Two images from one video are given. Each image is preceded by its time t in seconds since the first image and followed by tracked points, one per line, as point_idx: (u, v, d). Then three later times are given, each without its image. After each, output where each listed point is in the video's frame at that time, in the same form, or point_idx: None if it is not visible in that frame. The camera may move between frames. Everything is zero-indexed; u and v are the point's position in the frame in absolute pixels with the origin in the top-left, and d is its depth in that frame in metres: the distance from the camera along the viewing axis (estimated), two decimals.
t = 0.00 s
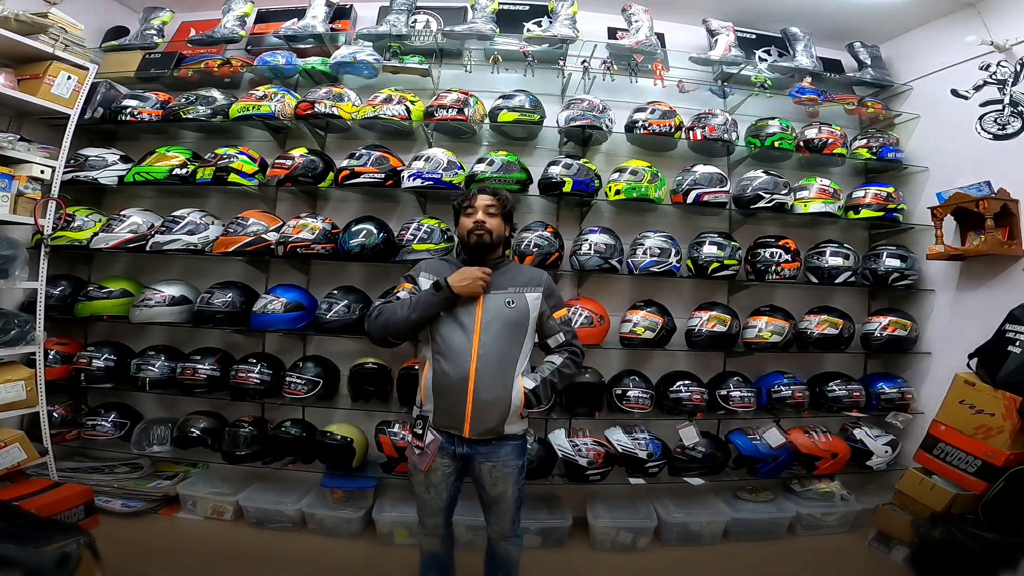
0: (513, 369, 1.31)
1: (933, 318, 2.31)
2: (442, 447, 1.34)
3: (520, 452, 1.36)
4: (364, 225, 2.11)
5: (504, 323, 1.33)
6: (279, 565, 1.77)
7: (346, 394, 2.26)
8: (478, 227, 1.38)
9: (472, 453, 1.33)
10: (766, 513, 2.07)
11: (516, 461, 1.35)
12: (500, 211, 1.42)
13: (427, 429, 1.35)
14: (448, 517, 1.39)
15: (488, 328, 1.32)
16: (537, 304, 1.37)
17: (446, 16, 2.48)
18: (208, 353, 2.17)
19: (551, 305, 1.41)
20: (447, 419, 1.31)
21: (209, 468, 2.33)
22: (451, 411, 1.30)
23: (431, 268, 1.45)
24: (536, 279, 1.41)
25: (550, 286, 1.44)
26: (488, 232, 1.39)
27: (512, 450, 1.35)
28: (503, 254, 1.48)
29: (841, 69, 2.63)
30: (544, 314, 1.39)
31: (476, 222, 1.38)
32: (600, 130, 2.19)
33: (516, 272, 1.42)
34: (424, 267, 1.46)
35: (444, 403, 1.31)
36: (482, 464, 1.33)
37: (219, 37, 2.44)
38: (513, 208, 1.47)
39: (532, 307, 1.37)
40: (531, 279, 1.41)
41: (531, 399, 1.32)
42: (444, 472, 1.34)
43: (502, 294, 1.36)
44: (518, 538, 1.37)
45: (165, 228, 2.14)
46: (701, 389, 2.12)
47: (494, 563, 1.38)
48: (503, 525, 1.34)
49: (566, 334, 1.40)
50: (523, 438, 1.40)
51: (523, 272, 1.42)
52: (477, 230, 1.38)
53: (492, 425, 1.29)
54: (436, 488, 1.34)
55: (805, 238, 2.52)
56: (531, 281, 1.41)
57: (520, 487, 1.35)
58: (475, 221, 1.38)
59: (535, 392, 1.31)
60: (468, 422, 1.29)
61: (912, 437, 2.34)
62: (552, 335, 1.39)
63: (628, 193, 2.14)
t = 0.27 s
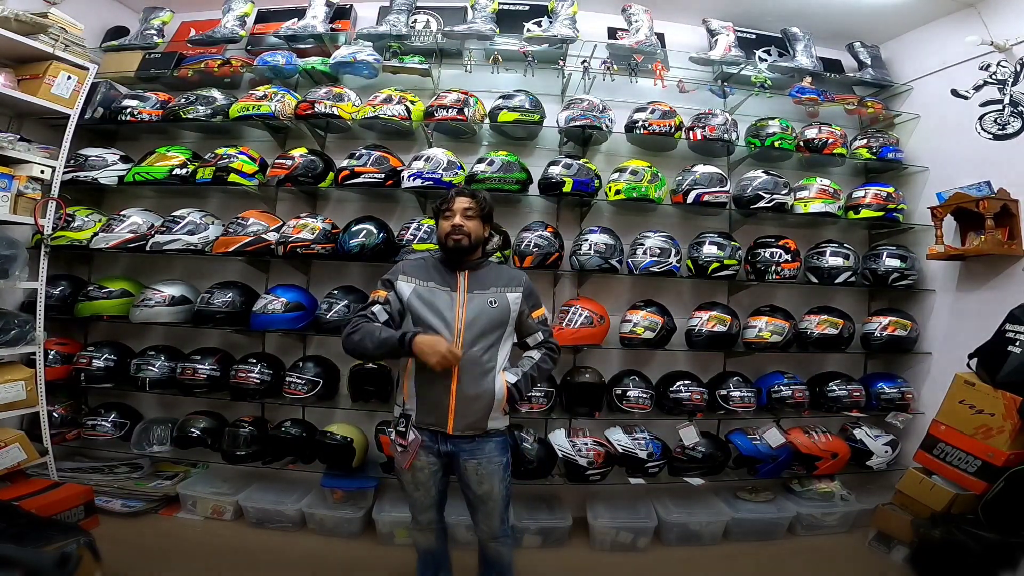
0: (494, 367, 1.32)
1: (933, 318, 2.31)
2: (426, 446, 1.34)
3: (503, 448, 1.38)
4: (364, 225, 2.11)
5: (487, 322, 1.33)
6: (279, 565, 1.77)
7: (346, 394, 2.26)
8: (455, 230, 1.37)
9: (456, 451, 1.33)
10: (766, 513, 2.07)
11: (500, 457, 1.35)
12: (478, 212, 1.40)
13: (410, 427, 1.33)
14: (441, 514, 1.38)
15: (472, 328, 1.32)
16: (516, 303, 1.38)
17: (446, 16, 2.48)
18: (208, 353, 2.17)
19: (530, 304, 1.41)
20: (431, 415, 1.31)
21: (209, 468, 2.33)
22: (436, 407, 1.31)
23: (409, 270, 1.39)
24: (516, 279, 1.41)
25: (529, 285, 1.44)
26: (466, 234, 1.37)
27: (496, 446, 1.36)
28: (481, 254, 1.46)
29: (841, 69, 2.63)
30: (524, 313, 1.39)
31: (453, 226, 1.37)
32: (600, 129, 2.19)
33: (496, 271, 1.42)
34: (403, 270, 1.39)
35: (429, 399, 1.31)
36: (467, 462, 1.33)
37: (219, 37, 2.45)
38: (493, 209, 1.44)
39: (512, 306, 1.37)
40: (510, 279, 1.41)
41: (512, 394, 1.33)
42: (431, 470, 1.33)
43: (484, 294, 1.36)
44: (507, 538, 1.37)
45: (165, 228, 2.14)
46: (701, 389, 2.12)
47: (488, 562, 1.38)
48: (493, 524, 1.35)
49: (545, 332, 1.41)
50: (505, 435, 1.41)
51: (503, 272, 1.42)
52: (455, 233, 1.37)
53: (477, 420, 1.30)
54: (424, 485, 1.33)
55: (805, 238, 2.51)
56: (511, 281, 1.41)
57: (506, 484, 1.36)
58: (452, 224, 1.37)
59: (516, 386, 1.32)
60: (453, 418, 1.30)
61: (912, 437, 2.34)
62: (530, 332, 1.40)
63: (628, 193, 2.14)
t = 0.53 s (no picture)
0: (485, 361, 1.35)
1: (933, 318, 2.31)
2: (416, 442, 1.34)
3: (492, 443, 1.39)
4: (364, 225, 2.11)
5: (476, 320, 1.35)
6: (279, 565, 1.77)
7: (347, 394, 2.26)
8: (438, 237, 1.35)
9: (445, 447, 1.34)
10: (766, 513, 2.07)
11: (489, 453, 1.36)
12: (460, 218, 1.38)
13: (395, 427, 1.34)
14: (435, 511, 1.38)
15: (460, 326, 1.33)
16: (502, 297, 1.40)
17: (446, 16, 2.48)
18: (208, 353, 2.17)
19: (516, 296, 1.44)
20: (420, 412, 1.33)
21: (209, 468, 2.33)
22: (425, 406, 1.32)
23: (390, 274, 1.38)
24: (500, 274, 1.43)
25: (515, 280, 1.46)
26: (449, 242, 1.36)
27: (484, 441, 1.37)
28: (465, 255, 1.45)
29: (841, 69, 2.63)
30: (511, 305, 1.42)
31: (436, 233, 1.35)
32: (600, 130, 2.19)
33: (480, 270, 1.43)
34: (384, 275, 1.39)
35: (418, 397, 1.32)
36: (456, 457, 1.33)
37: (219, 37, 2.45)
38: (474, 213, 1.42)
39: (499, 302, 1.39)
40: (495, 275, 1.43)
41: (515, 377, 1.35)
42: (421, 467, 1.34)
43: (471, 293, 1.37)
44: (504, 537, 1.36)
45: (165, 228, 2.14)
46: (701, 389, 2.12)
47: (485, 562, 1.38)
48: (487, 521, 1.34)
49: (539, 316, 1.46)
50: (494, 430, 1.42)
51: (487, 269, 1.43)
52: (438, 240, 1.35)
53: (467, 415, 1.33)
54: (417, 481, 1.34)
55: (805, 238, 2.51)
56: (495, 277, 1.42)
57: (496, 480, 1.36)
58: (435, 232, 1.35)
59: (524, 368, 1.36)
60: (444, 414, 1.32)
61: (912, 437, 2.34)
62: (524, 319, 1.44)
63: (628, 193, 2.13)
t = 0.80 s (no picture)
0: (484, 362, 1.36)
1: (933, 318, 2.31)
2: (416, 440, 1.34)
3: (491, 442, 1.39)
4: (364, 225, 2.11)
5: (473, 320, 1.35)
6: (279, 565, 1.77)
7: (347, 394, 2.26)
8: (434, 237, 1.35)
9: (446, 445, 1.34)
10: (766, 513, 2.07)
11: (487, 452, 1.36)
12: (456, 217, 1.38)
13: (394, 427, 1.32)
14: (435, 510, 1.38)
15: (456, 326, 1.33)
16: (499, 296, 1.39)
17: (445, 16, 2.48)
18: (208, 353, 2.17)
19: (513, 294, 1.43)
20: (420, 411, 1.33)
21: (209, 468, 2.33)
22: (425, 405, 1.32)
23: (387, 276, 1.38)
24: (495, 273, 1.42)
25: (511, 279, 1.45)
26: (445, 242, 1.36)
27: (483, 441, 1.37)
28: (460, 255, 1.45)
29: (841, 69, 2.63)
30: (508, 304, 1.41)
31: (432, 233, 1.35)
32: (600, 130, 2.19)
33: (475, 270, 1.43)
34: (381, 277, 1.38)
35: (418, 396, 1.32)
36: (455, 456, 1.34)
37: (219, 37, 2.45)
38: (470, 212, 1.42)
39: (496, 300, 1.39)
40: (491, 274, 1.43)
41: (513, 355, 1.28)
42: (422, 465, 1.34)
43: (468, 293, 1.37)
44: (503, 533, 1.37)
45: (165, 228, 2.14)
46: (701, 389, 2.12)
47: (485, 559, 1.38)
48: (484, 518, 1.34)
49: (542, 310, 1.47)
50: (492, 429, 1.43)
51: (482, 269, 1.43)
52: (434, 240, 1.35)
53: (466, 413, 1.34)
54: (416, 480, 1.34)
55: (805, 238, 2.51)
56: (491, 276, 1.42)
57: (494, 480, 1.36)
58: (431, 232, 1.35)
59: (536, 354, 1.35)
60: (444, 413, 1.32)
61: (912, 437, 2.34)
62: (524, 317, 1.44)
63: (628, 193, 2.14)
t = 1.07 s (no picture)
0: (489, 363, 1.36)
1: (933, 318, 2.31)
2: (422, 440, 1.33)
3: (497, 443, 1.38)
4: (364, 225, 2.11)
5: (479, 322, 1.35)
6: (279, 565, 1.77)
7: (347, 394, 2.26)
8: (447, 238, 1.34)
9: (452, 446, 1.33)
10: (766, 513, 2.07)
11: (494, 452, 1.36)
12: (468, 219, 1.36)
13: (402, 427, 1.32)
14: (438, 510, 1.38)
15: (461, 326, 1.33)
16: (503, 298, 1.39)
17: (446, 16, 2.48)
18: (208, 353, 2.17)
19: (518, 297, 1.42)
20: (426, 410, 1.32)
21: (209, 468, 2.33)
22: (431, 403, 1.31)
23: (396, 274, 1.38)
24: (500, 275, 1.43)
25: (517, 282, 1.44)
26: (457, 243, 1.35)
27: (490, 440, 1.37)
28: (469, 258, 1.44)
29: (841, 69, 2.63)
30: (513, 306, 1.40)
31: (445, 234, 1.33)
32: (600, 130, 2.19)
33: (481, 272, 1.43)
34: (390, 276, 1.38)
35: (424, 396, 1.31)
36: (462, 456, 1.33)
37: (219, 37, 2.45)
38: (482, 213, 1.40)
39: (501, 302, 1.39)
40: (499, 276, 1.42)
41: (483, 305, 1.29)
42: (428, 465, 1.34)
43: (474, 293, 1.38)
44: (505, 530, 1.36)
45: (165, 228, 2.14)
46: (701, 389, 2.12)
47: (485, 557, 1.38)
48: (488, 516, 1.34)
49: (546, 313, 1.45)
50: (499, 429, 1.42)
51: (489, 270, 1.43)
52: (446, 241, 1.34)
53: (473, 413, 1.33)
54: (421, 480, 1.33)
55: (805, 238, 2.51)
56: (498, 278, 1.42)
57: (500, 479, 1.36)
58: (444, 233, 1.33)
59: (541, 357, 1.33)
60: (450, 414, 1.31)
61: (912, 437, 2.34)
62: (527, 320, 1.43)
63: (628, 193, 2.14)
